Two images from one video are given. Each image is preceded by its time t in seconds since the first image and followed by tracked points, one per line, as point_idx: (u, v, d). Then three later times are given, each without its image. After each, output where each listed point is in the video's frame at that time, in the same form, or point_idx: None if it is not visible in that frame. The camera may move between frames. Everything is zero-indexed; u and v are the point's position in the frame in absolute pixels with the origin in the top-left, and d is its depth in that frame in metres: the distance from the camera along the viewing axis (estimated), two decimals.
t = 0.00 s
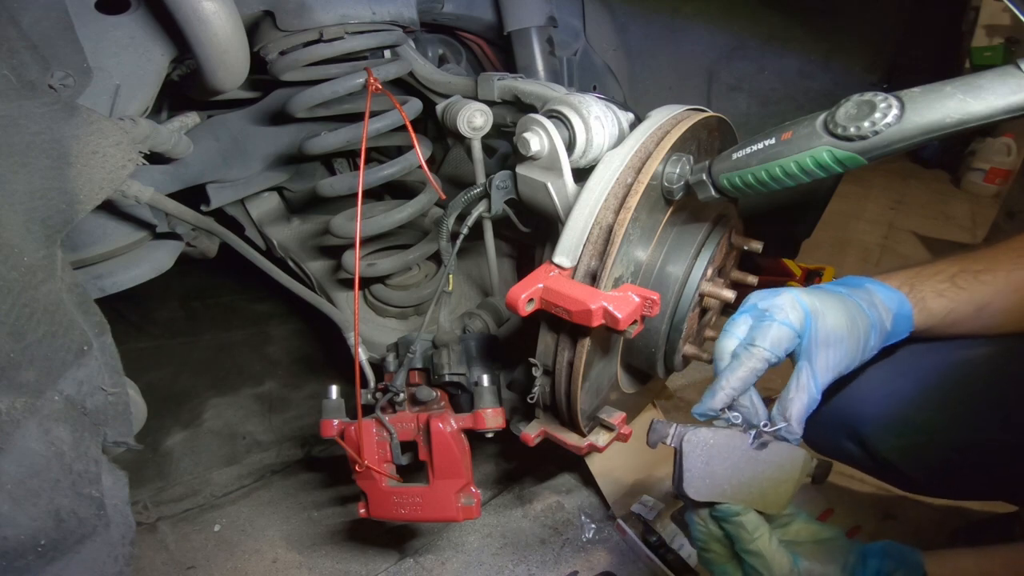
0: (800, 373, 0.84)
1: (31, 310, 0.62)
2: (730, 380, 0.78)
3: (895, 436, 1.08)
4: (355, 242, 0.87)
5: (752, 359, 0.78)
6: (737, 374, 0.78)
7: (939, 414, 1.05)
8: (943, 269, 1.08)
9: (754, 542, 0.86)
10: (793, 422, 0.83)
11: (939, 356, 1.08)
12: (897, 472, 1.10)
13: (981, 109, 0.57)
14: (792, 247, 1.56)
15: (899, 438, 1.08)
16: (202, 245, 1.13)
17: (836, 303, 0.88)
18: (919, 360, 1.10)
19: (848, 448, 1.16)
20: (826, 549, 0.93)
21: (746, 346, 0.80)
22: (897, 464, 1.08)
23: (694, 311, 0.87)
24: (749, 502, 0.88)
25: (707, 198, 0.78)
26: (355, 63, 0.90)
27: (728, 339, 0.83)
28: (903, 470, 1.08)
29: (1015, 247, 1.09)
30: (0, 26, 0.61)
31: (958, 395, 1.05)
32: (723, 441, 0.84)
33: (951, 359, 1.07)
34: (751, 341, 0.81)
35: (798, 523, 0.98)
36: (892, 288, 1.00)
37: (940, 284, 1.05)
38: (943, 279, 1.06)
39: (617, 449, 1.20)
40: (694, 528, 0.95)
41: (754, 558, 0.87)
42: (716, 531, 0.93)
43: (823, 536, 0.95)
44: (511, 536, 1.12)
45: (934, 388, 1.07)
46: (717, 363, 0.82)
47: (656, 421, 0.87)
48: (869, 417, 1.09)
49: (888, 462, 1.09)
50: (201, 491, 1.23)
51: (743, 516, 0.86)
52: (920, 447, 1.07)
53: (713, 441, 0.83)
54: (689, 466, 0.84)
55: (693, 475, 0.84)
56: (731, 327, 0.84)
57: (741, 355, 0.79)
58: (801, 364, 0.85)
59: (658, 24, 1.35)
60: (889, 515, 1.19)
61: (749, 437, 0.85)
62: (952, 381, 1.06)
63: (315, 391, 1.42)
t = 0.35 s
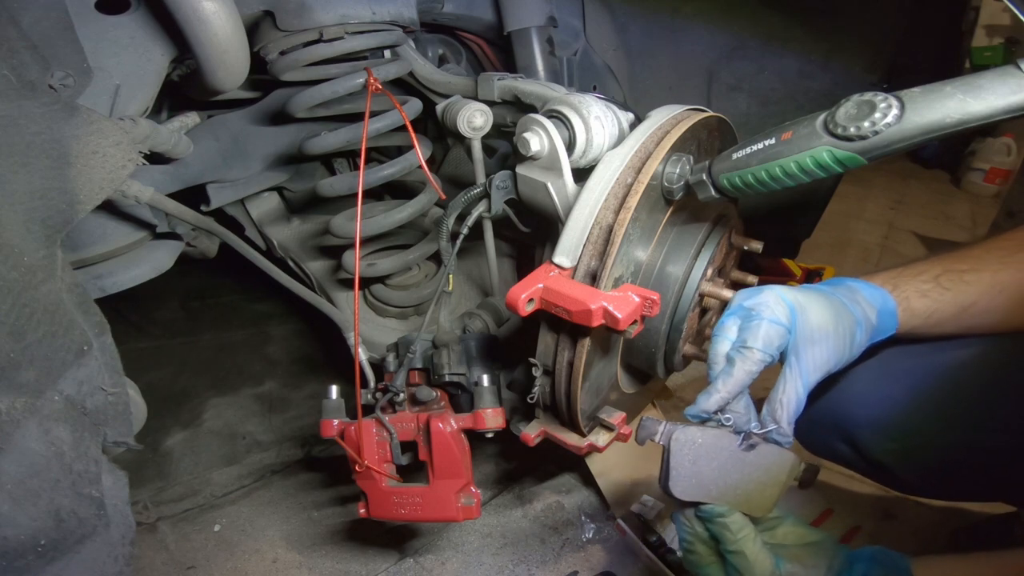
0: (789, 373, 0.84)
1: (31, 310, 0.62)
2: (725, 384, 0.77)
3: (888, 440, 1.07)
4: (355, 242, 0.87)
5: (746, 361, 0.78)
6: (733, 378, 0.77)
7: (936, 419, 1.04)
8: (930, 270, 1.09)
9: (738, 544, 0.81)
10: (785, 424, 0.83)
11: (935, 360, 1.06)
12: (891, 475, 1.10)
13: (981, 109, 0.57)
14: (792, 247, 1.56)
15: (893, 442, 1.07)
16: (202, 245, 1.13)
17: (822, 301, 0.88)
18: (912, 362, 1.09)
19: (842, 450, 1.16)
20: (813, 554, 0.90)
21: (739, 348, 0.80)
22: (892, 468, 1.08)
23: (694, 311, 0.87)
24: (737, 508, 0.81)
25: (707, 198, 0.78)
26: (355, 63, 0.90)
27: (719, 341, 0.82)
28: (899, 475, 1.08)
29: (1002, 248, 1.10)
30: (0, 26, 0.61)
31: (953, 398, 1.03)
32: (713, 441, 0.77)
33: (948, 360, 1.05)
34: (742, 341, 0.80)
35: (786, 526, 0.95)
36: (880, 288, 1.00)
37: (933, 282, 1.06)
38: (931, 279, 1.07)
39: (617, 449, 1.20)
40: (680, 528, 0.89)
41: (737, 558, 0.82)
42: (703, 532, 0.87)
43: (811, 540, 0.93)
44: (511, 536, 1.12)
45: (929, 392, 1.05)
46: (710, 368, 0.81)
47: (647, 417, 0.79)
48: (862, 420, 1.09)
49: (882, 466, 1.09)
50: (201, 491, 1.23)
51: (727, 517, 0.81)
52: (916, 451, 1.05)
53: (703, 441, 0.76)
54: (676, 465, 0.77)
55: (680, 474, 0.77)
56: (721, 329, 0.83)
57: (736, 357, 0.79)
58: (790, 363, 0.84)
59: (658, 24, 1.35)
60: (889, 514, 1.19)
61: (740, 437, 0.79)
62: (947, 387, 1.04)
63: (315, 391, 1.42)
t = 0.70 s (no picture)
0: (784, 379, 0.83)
1: (31, 310, 0.62)
2: (720, 391, 0.77)
3: (877, 447, 1.07)
4: (355, 242, 0.87)
5: (741, 368, 0.78)
6: (728, 386, 0.77)
7: (926, 427, 1.04)
8: (928, 277, 1.07)
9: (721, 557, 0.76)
10: (777, 432, 0.81)
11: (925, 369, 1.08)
12: (880, 483, 1.09)
13: (981, 109, 0.57)
14: (792, 247, 1.56)
15: (884, 450, 1.06)
16: (202, 245, 1.13)
17: (818, 305, 0.88)
18: (903, 372, 1.10)
19: (832, 458, 1.16)
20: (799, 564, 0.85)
21: (733, 355, 0.80)
22: (881, 476, 1.08)
23: (694, 311, 0.87)
24: (715, 515, 0.78)
25: (707, 198, 0.78)
26: (355, 63, 0.90)
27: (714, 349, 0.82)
28: (890, 483, 1.07)
29: (1000, 251, 1.08)
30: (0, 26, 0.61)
31: (944, 405, 1.03)
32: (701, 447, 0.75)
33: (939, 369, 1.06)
34: (737, 348, 0.80)
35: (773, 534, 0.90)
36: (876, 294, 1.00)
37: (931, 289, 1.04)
38: (929, 286, 1.05)
39: (617, 449, 1.20)
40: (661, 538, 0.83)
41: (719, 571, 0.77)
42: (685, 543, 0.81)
43: (798, 550, 0.88)
44: (511, 536, 1.12)
45: (919, 400, 1.06)
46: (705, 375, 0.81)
47: (635, 418, 0.79)
48: (852, 428, 1.09)
49: (872, 474, 1.09)
50: (201, 491, 1.23)
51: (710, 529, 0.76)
52: (906, 458, 1.05)
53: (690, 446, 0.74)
54: (660, 468, 0.74)
55: (663, 478, 0.75)
56: (716, 337, 0.83)
57: (730, 365, 0.79)
58: (785, 369, 0.84)
59: (658, 24, 1.35)
60: (889, 515, 1.19)
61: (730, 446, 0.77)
62: (941, 394, 1.04)
63: (315, 391, 1.42)
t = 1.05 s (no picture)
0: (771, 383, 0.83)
1: (31, 310, 0.62)
2: (700, 393, 0.76)
3: (868, 457, 1.07)
4: (355, 242, 0.87)
5: (723, 370, 0.78)
6: (709, 388, 0.77)
7: (917, 437, 1.04)
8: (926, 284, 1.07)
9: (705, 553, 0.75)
10: (770, 438, 0.82)
11: (917, 379, 1.08)
12: (869, 492, 1.09)
13: (981, 109, 0.57)
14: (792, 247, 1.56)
15: (874, 460, 1.06)
16: (202, 245, 1.13)
17: (806, 309, 0.88)
18: (895, 381, 1.10)
19: (822, 468, 1.15)
20: (792, 562, 0.85)
21: (716, 357, 0.79)
22: (870, 486, 1.08)
23: (693, 311, 0.87)
24: (700, 516, 0.77)
25: (707, 198, 0.78)
26: (356, 63, 0.90)
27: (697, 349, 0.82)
28: (880, 492, 1.07)
29: (998, 255, 1.07)
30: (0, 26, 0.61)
31: (934, 416, 1.04)
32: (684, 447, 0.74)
33: (930, 379, 1.06)
34: (720, 350, 0.80)
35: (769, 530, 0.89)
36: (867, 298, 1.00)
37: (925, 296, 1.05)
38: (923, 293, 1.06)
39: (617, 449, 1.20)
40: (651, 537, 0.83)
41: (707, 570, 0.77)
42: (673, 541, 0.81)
43: (792, 547, 0.87)
44: (511, 536, 1.12)
45: (909, 411, 1.06)
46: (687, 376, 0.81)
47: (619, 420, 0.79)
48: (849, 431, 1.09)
49: (860, 483, 1.09)
50: (201, 491, 1.23)
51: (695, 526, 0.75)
52: (896, 468, 1.05)
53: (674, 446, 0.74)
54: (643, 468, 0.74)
55: (647, 479, 0.74)
56: (701, 338, 0.83)
57: (712, 367, 0.79)
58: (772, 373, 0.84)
59: (658, 24, 1.35)
60: (888, 515, 1.19)
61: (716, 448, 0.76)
62: (933, 405, 1.04)
63: (315, 391, 1.42)
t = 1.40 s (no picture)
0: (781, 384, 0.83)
1: (31, 310, 0.62)
2: (712, 392, 0.76)
3: (868, 458, 1.07)
4: (355, 242, 0.87)
5: (736, 369, 0.78)
6: (723, 386, 0.77)
7: (917, 439, 1.05)
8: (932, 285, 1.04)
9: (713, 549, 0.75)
10: (781, 437, 0.80)
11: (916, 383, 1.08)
12: (870, 493, 1.09)
13: (981, 109, 0.57)
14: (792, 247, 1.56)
15: (874, 461, 1.06)
16: (202, 245, 1.13)
17: (815, 309, 0.88)
18: (897, 380, 1.10)
19: (824, 468, 1.15)
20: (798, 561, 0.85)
21: (728, 357, 0.80)
22: (872, 487, 1.07)
23: (694, 311, 0.87)
24: (709, 511, 0.75)
25: (707, 198, 0.78)
26: (355, 63, 0.90)
27: (708, 350, 0.82)
28: (881, 493, 1.07)
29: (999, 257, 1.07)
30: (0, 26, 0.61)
31: (932, 416, 1.05)
32: (696, 440, 0.73)
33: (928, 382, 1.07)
34: (731, 350, 0.81)
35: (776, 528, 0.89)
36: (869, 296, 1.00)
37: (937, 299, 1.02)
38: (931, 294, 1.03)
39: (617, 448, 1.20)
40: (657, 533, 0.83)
41: (714, 566, 0.76)
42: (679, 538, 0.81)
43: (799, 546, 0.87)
44: (511, 536, 1.12)
45: (908, 413, 1.06)
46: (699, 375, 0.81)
47: (631, 411, 0.76)
48: (849, 431, 1.09)
49: (862, 484, 1.09)
50: (201, 491, 1.23)
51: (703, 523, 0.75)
52: (897, 470, 1.05)
53: (686, 440, 0.72)
54: (655, 461, 0.72)
55: (658, 472, 0.73)
56: (712, 338, 0.83)
57: (725, 367, 0.79)
58: (781, 372, 0.84)
59: (658, 24, 1.35)
60: (889, 515, 1.19)
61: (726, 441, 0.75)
62: (931, 408, 1.05)
63: (315, 391, 1.42)
